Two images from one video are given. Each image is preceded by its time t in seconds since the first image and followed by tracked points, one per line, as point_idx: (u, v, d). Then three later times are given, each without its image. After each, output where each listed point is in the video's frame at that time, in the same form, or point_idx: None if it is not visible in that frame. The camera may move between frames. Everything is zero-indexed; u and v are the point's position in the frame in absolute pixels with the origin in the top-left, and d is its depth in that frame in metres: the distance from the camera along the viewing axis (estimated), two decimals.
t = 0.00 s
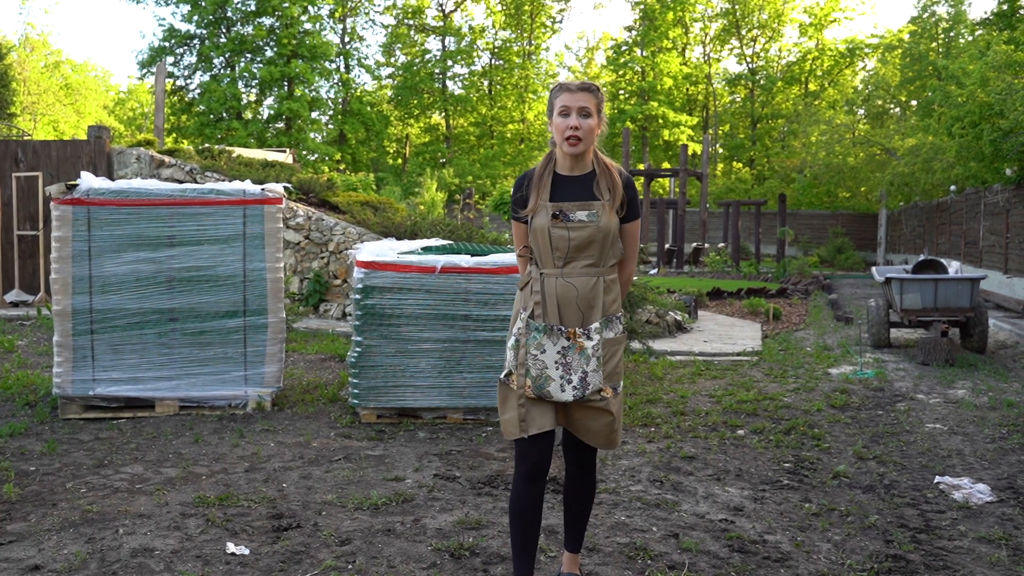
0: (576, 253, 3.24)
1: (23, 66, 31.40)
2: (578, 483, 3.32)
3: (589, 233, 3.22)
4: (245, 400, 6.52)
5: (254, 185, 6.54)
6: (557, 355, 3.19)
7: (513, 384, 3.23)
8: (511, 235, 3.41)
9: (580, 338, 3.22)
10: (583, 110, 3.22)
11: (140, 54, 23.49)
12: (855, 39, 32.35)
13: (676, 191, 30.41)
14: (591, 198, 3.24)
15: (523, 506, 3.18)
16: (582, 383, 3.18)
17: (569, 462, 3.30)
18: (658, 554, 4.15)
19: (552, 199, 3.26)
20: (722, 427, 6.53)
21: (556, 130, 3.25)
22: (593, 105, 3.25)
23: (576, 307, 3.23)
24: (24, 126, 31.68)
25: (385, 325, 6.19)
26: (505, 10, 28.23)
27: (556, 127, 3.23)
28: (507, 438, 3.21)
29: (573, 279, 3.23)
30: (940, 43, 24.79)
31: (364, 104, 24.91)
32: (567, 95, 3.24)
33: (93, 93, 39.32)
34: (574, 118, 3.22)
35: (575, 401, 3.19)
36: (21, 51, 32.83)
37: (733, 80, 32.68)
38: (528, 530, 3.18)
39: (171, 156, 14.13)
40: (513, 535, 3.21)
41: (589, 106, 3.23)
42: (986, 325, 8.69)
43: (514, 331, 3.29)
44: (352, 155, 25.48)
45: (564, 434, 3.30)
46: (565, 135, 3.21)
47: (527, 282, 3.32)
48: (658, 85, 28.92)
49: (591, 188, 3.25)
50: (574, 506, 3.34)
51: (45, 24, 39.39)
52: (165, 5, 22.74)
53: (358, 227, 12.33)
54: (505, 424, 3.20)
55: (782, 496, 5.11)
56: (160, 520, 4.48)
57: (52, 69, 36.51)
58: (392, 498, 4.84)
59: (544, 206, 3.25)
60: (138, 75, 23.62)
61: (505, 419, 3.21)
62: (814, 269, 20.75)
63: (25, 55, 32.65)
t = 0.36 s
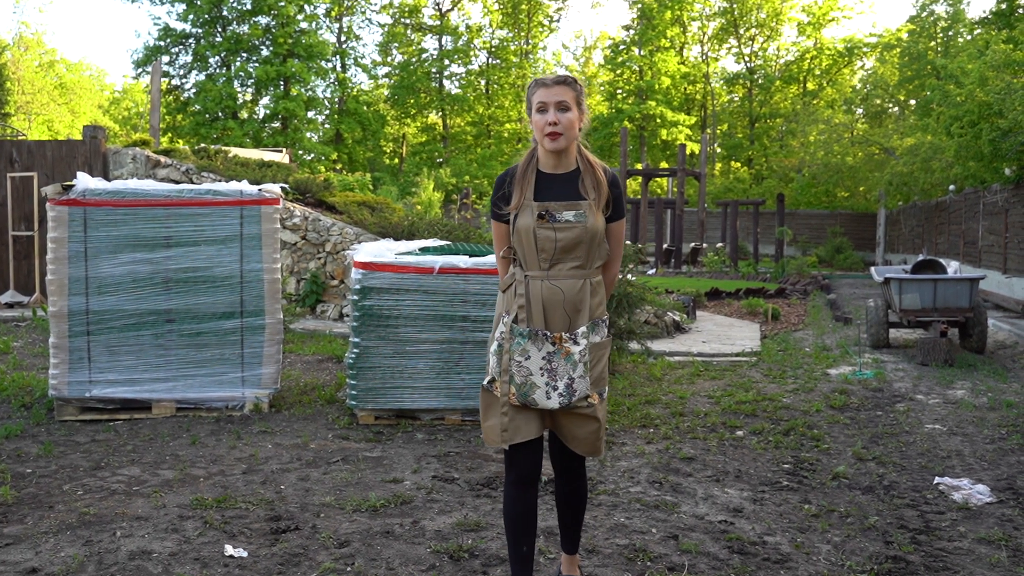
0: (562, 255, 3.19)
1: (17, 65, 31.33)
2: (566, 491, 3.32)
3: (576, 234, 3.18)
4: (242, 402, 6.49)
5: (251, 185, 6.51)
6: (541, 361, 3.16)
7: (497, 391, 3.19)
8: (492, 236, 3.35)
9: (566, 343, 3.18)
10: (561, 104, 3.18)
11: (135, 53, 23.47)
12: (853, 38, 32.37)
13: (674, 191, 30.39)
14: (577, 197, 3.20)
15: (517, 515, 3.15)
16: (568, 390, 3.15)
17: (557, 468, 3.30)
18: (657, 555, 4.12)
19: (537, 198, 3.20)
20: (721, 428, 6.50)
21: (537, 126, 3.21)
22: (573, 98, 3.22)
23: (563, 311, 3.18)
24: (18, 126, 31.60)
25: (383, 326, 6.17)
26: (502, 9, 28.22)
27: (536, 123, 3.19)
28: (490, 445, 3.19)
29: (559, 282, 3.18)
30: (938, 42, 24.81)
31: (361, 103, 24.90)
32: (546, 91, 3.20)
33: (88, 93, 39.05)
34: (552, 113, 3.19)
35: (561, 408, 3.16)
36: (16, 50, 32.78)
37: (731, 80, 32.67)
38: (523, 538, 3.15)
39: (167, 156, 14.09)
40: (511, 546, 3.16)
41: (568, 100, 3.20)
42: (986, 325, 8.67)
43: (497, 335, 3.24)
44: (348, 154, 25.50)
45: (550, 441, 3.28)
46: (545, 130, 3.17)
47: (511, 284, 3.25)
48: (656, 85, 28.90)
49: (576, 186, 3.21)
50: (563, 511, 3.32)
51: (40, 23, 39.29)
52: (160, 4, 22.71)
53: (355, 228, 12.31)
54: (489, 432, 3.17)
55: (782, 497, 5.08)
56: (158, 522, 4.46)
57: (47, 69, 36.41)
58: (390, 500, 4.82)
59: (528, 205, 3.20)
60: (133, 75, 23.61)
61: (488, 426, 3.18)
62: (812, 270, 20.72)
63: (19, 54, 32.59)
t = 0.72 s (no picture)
0: (544, 257, 3.16)
1: (11, 63, 31.24)
2: (557, 498, 3.27)
3: (557, 235, 3.15)
4: (239, 403, 6.46)
5: (247, 185, 6.49)
6: (526, 366, 3.13)
7: (481, 398, 3.17)
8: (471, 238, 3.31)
9: (550, 348, 3.15)
10: (540, 97, 3.16)
11: (131, 52, 23.41)
12: (851, 37, 32.37)
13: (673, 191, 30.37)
14: (558, 197, 3.16)
15: (505, 523, 3.14)
16: (553, 396, 3.12)
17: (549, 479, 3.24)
18: (655, 557, 4.10)
19: (517, 198, 3.17)
20: (719, 428, 6.48)
21: (515, 123, 3.18)
22: (551, 94, 3.19)
23: (545, 315, 3.16)
24: (13, 125, 31.49)
25: (378, 326, 6.14)
26: (499, 7, 28.17)
27: (514, 119, 3.16)
28: (475, 452, 3.17)
29: (541, 284, 3.16)
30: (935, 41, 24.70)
31: (357, 102, 24.88)
32: (523, 87, 3.18)
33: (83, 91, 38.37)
34: (531, 108, 3.16)
35: (546, 414, 3.13)
36: (11, 49, 32.69)
37: (729, 79, 32.65)
38: (513, 545, 3.14)
39: (162, 156, 14.34)
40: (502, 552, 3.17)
41: (546, 94, 3.17)
42: (985, 325, 8.67)
43: (479, 340, 3.21)
44: (345, 154, 25.47)
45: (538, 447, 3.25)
46: (523, 128, 3.14)
47: (492, 288, 3.23)
48: (654, 83, 28.86)
49: (557, 185, 3.18)
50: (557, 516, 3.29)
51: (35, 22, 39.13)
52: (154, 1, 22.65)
53: (352, 228, 12.29)
54: (474, 440, 3.16)
55: (780, 498, 5.06)
56: (154, 524, 4.42)
57: (41, 67, 36.17)
58: (387, 501, 4.79)
59: (508, 207, 3.17)
60: (128, 73, 23.57)
61: (474, 433, 3.16)
62: (810, 269, 20.69)
63: (14, 53, 32.47)
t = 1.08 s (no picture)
0: (537, 259, 3.11)
1: (6, 62, 31.14)
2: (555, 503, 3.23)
3: (550, 237, 3.11)
4: (235, 404, 6.43)
5: (243, 185, 6.45)
6: (522, 370, 3.09)
7: (477, 404, 3.14)
8: (454, 243, 3.22)
9: (546, 350, 3.12)
10: (520, 103, 3.08)
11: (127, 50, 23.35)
12: (851, 36, 32.40)
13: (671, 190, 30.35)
14: (547, 199, 3.12)
15: (499, 527, 3.14)
16: (551, 399, 3.10)
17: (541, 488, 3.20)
18: (653, 558, 4.07)
19: (505, 201, 3.10)
20: (717, 429, 6.46)
21: (496, 126, 3.10)
22: (531, 95, 3.12)
23: (541, 317, 3.12)
24: (6, 124, 31.35)
25: (375, 326, 6.11)
26: (497, 6, 28.13)
27: (496, 125, 3.08)
28: (472, 458, 3.17)
29: (535, 287, 3.11)
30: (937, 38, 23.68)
31: (354, 101, 24.87)
32: (502, 89, 3.10)
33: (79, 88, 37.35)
34: (512, 112, 3.08)
35: (544, 417, 3.11)
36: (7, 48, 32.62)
37: (728, 77, 32.66)
38: (510, 549, 3.14)
39: (159, 155, 14.28)
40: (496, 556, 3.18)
41: (526, 97, 3.09)
42: (984, 325, 8.68)
43: (473, 346, 3.16)
44: (342, 152, 25.42)
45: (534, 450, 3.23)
46: (507, 132, 3.07)
47: (483, 292, 3.16)
48: (653, 82, 28.87)
49: (545, 187, 3.13)
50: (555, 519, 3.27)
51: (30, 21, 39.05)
52: None
53: (348, 227, 12.24)
54: (471, 446, 3.15)
55: (778, 499, 5.03)
56: (149, 526, 4.39)
57: (37, 67, 36.03)
58: (384, 502, 4.76)
59: (497, 210, 3.10)
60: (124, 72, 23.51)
61: (469, 439, 3.15)
62: (809, 269, 20.68)
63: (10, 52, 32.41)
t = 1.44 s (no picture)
0: (530, 260, 3.08)
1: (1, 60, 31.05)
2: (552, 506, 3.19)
3: (542, 237, 3.07)
4: (231, 405, 6.38)
5: (239, 184, 6.40)
6: (517, 373, 3.06)
7: (473, 409, 3.10)
8: (443, 245, 3.16)
9: (542, 351, 3.09)
10: (508, 104, 3.04)
11: (123, 48, 23.28)
12: (850, 35, 32.46)
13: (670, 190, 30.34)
14: (539, 198, 3.09)
15: (497, 530, 3.13)
16: (548, 399, 3.08)
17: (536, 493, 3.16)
18: (650, 560, 4.04)
19: (496, 203, 3.06)
20: (716, 429, 6.43)
21: (484, 128, 3.06)
22: (518, 94, 3.07)
23: (535, 317, 3.09)
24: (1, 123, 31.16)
25: (373, 327, 6.08)
26: (495, 4, 28.10)
27: (483, 126, 3.04)
28: (467, 462, 3.13)
29: (529, 288, 3.08)
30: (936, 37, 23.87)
31: (351, 100, 24.86)
32: (489, 89, 3.05)
33: (75, 87, 36.91)
34: (500, 113, 3.04)
35: (542, 418, 3.09)
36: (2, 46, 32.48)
37: (727, 76, 32.67)
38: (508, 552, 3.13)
39: (155, 155, 14.11)
40: (491, 557, 3.18)
41: (514, 97, 3.05)
42: (983, 325, 8.67)
43: (467, 349, 3.13)
44: (339, 151, 25.45)
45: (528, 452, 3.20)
46: (495, 134, 3.02)
47: (476, 295, 3.12)
48: (652, 81, 28.89)
49: (535, 187, 3.10)
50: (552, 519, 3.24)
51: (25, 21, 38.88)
52: None
53: (346, 227, 12.21)
54: (467, 450, 3.11)
55: (776, 500, 5.00)
56: (145, 527, 4.35)
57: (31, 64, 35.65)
58: (381, 504, 4.72)
59: (488, 211, 3.05)
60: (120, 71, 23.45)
61: (465, 443, 3.12)
62: (808, 269, 20.66)
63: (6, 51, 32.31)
